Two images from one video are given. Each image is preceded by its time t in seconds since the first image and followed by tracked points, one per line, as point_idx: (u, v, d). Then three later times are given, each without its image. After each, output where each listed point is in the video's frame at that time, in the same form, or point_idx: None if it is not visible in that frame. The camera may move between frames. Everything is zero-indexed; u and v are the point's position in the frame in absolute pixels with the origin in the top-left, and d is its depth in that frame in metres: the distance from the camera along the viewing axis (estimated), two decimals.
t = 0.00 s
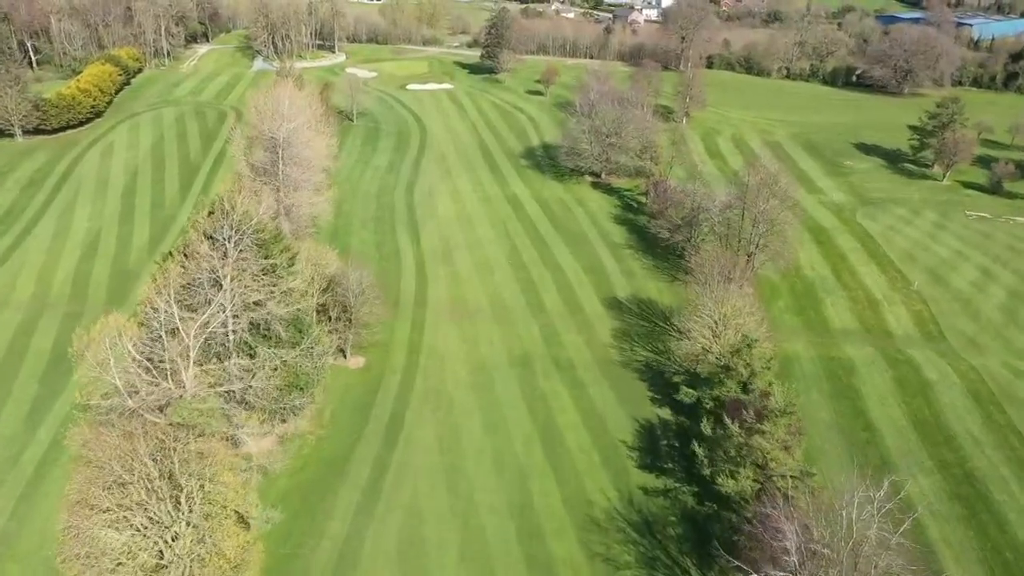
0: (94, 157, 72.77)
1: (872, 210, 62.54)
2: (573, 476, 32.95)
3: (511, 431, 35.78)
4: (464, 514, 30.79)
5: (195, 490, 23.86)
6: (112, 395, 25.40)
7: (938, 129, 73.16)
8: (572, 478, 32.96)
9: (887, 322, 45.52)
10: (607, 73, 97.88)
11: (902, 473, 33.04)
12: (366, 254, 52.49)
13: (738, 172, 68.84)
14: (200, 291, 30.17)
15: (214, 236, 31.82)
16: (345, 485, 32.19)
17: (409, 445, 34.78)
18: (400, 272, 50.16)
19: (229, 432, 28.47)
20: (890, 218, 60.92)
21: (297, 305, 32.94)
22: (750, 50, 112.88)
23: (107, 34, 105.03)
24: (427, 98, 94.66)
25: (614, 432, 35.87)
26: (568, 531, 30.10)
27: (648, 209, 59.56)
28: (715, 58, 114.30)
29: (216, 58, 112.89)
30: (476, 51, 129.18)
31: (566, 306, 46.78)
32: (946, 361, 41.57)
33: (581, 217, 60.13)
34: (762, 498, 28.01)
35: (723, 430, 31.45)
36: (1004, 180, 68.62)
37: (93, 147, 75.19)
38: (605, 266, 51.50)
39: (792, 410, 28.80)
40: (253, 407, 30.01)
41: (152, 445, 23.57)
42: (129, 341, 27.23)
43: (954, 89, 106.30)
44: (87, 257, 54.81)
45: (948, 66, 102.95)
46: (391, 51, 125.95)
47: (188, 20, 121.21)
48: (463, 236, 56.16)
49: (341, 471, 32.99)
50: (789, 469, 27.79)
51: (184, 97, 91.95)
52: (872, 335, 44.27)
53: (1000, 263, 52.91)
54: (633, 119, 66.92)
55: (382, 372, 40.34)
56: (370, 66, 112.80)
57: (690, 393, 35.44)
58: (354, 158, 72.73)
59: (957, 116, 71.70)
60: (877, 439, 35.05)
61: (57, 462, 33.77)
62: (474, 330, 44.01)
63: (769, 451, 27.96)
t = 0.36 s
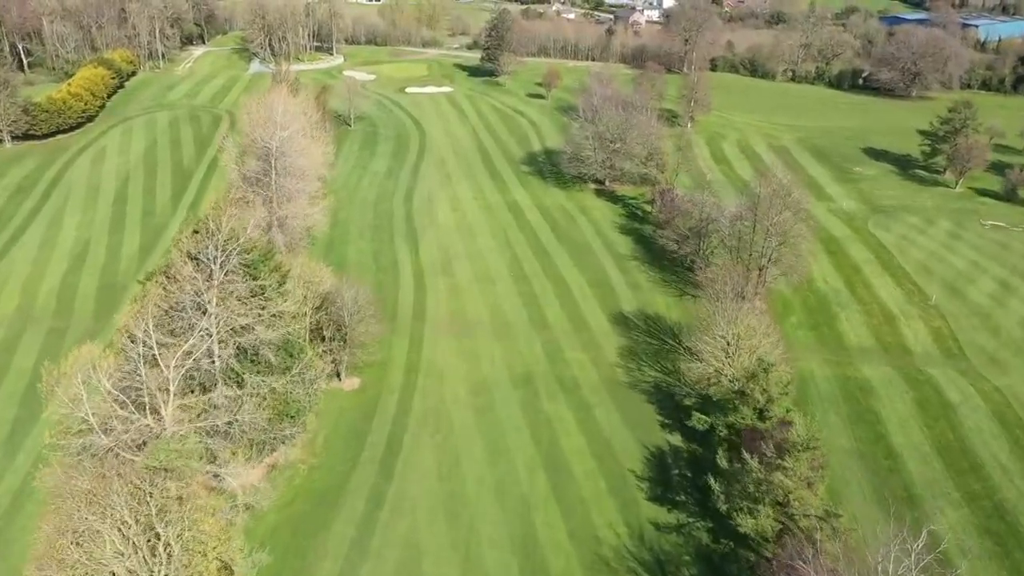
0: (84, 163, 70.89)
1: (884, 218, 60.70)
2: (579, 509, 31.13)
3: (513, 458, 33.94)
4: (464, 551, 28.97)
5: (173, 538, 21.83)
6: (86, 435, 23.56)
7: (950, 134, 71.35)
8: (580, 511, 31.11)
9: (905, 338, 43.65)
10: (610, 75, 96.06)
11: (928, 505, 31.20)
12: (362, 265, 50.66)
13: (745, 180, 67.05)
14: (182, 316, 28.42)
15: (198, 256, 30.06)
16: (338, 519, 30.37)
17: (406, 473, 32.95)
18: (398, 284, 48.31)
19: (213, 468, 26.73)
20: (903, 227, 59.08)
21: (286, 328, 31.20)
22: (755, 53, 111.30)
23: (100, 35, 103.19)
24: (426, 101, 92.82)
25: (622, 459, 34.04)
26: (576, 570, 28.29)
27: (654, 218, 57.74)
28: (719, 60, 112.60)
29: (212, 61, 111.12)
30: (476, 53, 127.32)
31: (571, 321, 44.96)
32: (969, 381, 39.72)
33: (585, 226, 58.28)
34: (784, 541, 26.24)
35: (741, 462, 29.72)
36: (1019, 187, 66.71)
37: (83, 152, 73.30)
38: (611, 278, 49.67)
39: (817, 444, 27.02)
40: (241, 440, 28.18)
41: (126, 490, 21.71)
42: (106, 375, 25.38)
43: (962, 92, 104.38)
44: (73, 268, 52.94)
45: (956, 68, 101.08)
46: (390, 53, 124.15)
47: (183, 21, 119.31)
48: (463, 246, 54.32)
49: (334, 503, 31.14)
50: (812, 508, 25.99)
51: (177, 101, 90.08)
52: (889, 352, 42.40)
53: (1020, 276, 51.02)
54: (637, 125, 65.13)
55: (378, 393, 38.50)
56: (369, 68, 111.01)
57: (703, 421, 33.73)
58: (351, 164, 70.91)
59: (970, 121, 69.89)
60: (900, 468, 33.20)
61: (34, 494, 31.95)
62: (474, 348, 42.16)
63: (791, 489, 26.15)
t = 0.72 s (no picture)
0: (74, 170, 69.03)
1: (897, 229, 58.86)
2: (587, 549, 29.33)
3: (518, 492, 32.14)
4: None
5: None
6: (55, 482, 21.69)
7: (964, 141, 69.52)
8: (588, 551, 29.29)
9: (926, 359, 41.78)
10: (613, 79, 94.28)
11: (958, 545, 29.38)
12: (358, 280, 48.87)
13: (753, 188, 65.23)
14: (162, 344, 26.53)
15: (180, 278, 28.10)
16: (331, 560, 28.47)
17: (404, 509, 31.12)
18: (396, 300, 46.48)
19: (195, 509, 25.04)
20: (918, 237, 57.24)
21: (276, 354, 29.33)
22: (760, 55, 109.74)
23: (92, 38, 101.24)
24: (425, 106, 90.98)
25: (633, 492, 32.24)
26: None
27: (661, 229, 55.89)
28: (723, 63, 110.88)
29: (207, 64, 109.29)
30: (476, 55, 125.33)
31: (576, 340, 43.15)
32: (995, 406, 37.85)
33: (589, 237, 56.45)
34: None
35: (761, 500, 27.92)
36: None
37: (74, 159, 71.45)
38: (617, 293, 47.85)
39: (844, 484, 25.19)
40: (226, 478, 26.33)
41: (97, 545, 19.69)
42: (79, 412, 23.53)
43: (972, 95, 102.54)
44: (58, 282, 51.09)
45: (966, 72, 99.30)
46: (388, 55, 122.32)
47: (179, 23, 117.06)
48: (463, 258, 52.48)
49: (327, 541, 29.31)
50: (840, 555, 24.13)
51: (171, 105, 88.20)
52: (909, 373, 40.54)
53: None
54: (643, 131, 63.36)
55: (374, 419, 36.63)
56: (367, 71, 109.22)
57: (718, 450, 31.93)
58: (348, 171, 69.12)
59: (985, 128, 68.06)
60: (926, 504, 31.42)
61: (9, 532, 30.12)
62: (476, 368, 40.37)
63: (817, 533, 24.26)
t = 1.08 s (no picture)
0: (63, 177, 67.13)
1: (912, 238, 57.00)
2: None
3: (522, 525, 30.30)
4: None
5: None
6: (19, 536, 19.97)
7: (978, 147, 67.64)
8: None
9: (948, 378, 39.87)
10: (615, 82, 92.57)
11: None
12: (354, 294, 47.00)
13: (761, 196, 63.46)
14: (141, 377, 24.71)
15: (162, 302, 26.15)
16: None
17: (402, 545, 29.24)
18: (394, 315, 44.57)
19: (172, 558, 23.57)
20: (933, 247, 55.38)
21: (263, 385, 27.58)
22: (764, 57, 108.20)
23: (85, 40, 99.27)
24: (424, 109, 89.18)
25: (644, 526, 30.40)
26: None
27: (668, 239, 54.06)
28: (728, 65, 109.36)
29: (203, 66, 107.50)
30: (477, 57, 123.46)
31: (581, 358, 41.29)
32: (1023, 430, 35.95)
33: (594, 247, 54.58)
34: None
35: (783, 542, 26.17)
36: None
37: (63, 165, 69.56)
38: (624, 308, 46.01)
39: (875, 531, 23.46)
40: (208, 522, 24.60)
41: None
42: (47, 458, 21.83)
43: (981, 97, 101.02)
44: (43, 294, 49.18)
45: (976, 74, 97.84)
46: (387, 57, 120.58)
47: (175, 26, 115.05)
48: (463, 270, 50.63)
49: None
50: None
51: (164, 109, 86.34)
52: (931, 394, 38.64)
53: None
54: (648, 137, 61.73)
55: (370, 445, 34.74)
56: (365, 73, 107.46)
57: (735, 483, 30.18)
58: (345, 177, 67.30)
59: (999, 133, 66.22)
60: (955, 539, 29.56)
61: None
62: (477, 390, 38.49)
63: None
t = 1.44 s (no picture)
0: (52, 185, 65.31)
1: (928, 249, 55.13)
2: None
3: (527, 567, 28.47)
4: None
5: None
6: None
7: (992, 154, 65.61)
8: None
9: (974, 402, 37.98)
10: (619, 86, 90.84)
11: None
12: (351, 312, 45.31)
13: (771, 207, 61.62)
14: (116, 416, 22.75)
15: (140, 333, 24.19)
16: None
17: None
18: (391, 336, 42.81)
19: None
20: (951, 259, 53.49)
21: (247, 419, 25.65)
22: (770, 60, 106.37)
23: (77, 43, 97.08)
24: (423, 113, 87.40)
25: (656, 568, 28.58)
26: None
27: (676, 251, 52.20)
28: (733, 68, 107.65)
29: (198, 69, 105.72)
30: (477, 59, 121.55)
31: (588, 381, 39.45)
32: None
33: (599, 259, 52.74)
34: None
35: None
36: None
37: (53, 173, 67.74)
38: (632, 326, 44.16)
39: None
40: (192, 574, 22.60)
41: None
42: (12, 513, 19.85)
43: (992, 101, 98.94)
44: (26, 311, 47.32)
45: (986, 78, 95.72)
46: (386, 60, 118.86)
47: (171, 28, 113.69)
48: (464, 285, 48.78)
49: None
50: None
51: (158, 113, 84.52)
52: (957, 420, 36.75)
53: None
54: (655, 145, 59.92)
55: (366, 476, 32.89)
56: (363, 76, 105.68)
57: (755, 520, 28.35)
58: (342, 185, 65.51)
59: (1015, 139, 64.19)
60: None
61: None
62: (478, 417, 36.62)
63: None
